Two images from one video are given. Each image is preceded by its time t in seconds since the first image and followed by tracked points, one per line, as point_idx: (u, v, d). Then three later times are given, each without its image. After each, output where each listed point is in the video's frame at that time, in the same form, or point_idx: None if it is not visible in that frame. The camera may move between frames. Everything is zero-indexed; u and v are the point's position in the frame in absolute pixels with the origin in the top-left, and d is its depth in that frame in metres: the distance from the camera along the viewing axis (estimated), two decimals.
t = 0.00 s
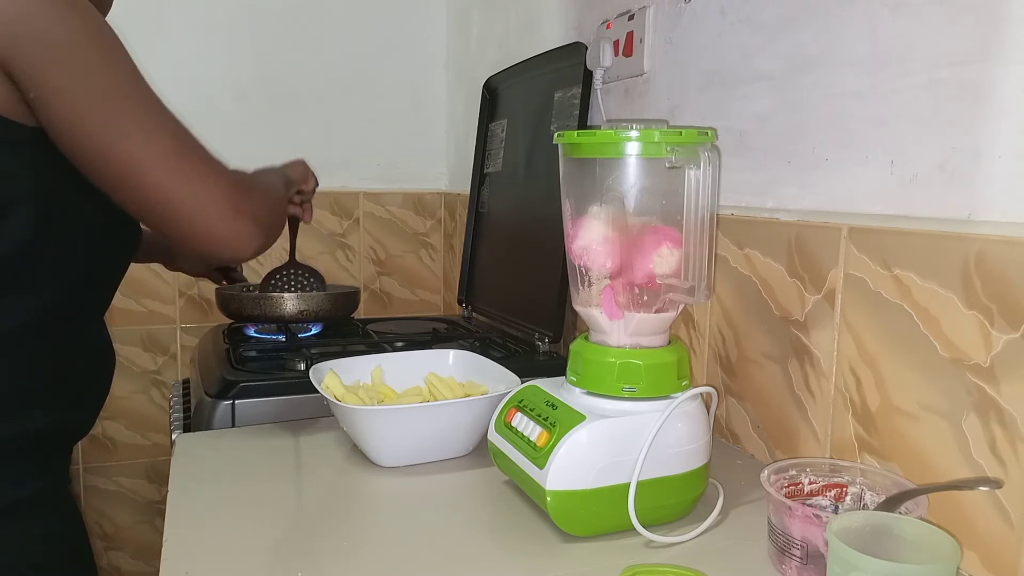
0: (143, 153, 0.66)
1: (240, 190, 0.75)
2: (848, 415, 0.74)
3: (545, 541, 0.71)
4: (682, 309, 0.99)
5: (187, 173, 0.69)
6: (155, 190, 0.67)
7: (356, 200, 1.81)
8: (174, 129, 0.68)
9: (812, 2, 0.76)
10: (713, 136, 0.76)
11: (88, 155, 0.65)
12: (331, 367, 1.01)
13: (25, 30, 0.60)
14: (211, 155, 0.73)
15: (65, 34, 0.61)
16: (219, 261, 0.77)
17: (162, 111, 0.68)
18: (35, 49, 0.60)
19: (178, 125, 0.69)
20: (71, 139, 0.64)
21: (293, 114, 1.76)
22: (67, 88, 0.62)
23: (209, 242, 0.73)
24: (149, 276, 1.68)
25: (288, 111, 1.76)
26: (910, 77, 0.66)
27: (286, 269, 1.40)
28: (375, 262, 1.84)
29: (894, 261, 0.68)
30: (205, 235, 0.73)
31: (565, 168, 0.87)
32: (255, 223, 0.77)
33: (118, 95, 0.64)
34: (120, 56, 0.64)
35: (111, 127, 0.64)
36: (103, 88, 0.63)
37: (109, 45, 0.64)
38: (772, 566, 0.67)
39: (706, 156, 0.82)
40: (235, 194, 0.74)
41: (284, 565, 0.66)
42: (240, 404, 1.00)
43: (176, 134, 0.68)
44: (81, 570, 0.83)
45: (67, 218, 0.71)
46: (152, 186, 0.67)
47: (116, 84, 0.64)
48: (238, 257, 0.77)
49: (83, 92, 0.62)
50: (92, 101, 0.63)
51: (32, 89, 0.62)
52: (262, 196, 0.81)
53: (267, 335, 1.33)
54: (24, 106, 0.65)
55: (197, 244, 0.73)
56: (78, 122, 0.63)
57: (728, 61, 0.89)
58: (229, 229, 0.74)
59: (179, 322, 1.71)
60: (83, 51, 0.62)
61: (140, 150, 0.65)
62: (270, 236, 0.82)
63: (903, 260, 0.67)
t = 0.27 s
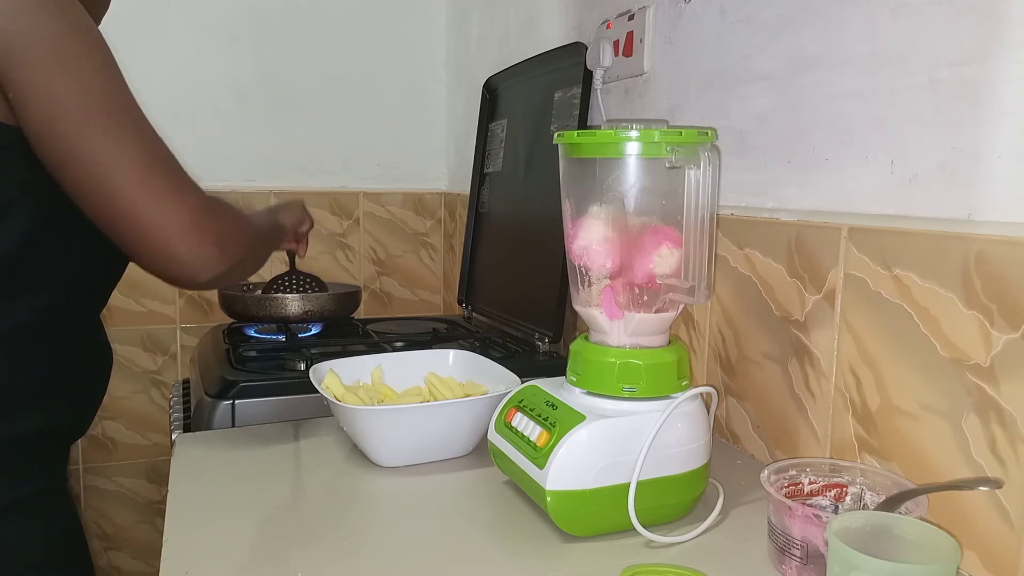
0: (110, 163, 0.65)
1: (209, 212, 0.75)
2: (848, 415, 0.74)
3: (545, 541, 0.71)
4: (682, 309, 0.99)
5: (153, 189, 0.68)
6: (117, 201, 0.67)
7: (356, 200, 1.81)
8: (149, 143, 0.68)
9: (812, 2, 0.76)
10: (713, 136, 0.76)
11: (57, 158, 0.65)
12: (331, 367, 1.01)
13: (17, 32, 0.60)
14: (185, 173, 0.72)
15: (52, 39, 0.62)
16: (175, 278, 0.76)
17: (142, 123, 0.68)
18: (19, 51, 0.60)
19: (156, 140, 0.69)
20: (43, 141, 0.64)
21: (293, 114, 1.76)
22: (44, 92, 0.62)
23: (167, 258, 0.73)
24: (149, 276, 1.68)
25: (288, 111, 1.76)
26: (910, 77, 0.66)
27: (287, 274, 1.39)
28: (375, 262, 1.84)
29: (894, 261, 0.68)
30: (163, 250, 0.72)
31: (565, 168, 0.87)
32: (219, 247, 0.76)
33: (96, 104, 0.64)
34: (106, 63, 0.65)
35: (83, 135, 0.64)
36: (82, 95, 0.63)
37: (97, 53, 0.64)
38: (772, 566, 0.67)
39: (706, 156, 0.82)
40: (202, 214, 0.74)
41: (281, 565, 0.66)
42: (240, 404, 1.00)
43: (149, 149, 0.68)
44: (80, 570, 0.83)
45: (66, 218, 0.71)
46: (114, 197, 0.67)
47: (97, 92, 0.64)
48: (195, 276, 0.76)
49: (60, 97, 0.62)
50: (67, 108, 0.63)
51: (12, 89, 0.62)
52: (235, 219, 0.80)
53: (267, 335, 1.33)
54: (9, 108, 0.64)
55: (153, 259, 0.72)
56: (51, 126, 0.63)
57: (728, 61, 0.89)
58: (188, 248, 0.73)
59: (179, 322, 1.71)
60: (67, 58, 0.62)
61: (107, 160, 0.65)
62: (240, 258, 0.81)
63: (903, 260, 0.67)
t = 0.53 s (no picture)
0: (105, 169, 0.66)
1: (203, 222, 0.75)
2: (848, 415, 0.74)
3: (545, 541, 0.71)
4: (682, 309, 0.99)
5: (146, 196, 0.69)
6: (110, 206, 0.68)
7: (356, 200, 1.81)
8: (145, 150, 0.68)
9: (811, 2, 0.76)
10: (713, 136, 0.76)
11: (53, 162, 0.66)
12: (331, 367, 1.01)
13: (17, 34, 0.61)
14: (180, 181, 0.73)
15: (52, 41, 0.62)
16: (165, 284, 0.76)
17: (138, 127, 0.68)
18: (19, 54, 0.61)
19: (153, 147, 0.70)
20: (41, 144, 0.65)
21: (293, 113, 1.76)
22: (43, 96, 0.63)
23: (158, 265, 0.73)
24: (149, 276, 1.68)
25: (288, 111, 1.76)
26: (910, 77, 0.66)
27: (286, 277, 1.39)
28: (375, 262, 1.84)
29: (894, 261, 0.68)
30: (155, 257, 0.72)
31: (565, 168, 0.87)
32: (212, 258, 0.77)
33: (93, 109, 0.64)
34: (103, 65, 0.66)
35: (80, 139, 0.64)
36: (79, 100, 0.64)
37: (93, 55, 0.65)
38: (772, 566, 0.67)
39: (706, 156, 0.82)
40: (196, 224, 0.74)
41: (279, 564, 0.66)
42: (240, 404, 1.00)
43: (146, 156, 0.68)
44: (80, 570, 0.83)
45: (63, 219, 0.71)
46: (109, 203, 0.67)
47: (95, 97, 0.65)
48: (185, 284, 0.76)
49: (58, 101, 0.63)
50: (64, 112, 0.63)
51: (12, 92, 0.63)
52: (230, 231, 0.81)
53: (267, 335, 1.33)
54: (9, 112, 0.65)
55: (144, 266, 0.73)
56: (48, 129, 0.64)
57: (728, 61, 0.89)
58: (180, 256, 0.73)
59: (179, 322, 1.71)
60: (67, 62, 0.63)
61: (102, 166, 0.66)
62: (234, 270, 0.82)
63: (904, 260, 0.67)
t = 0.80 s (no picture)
0: (110, 168, 0.66)
1: (210, 221, 0.75)
2: (848, 415, 0.74)
3: (546, 541, 0.71)
4: (682, 309, 0.99)
5: (152, 195, 0.69)
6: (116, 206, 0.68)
7: (356, 200, 1.81)
8: (149, 149, 0.69)
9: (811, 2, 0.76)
10: (713, 136, 0.76)
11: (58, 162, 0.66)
12: (331, 367, 1.01)
13: (21, 32, 0.61)
14: (184, 180, 0.73)
15: (53, 41, 0.62)
16: (173, 284, 0.76)
17: (142, 125, 0.68)
18: (24, 55, 0.62)
19: (156, 146, 0.70)
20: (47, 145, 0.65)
21: (293, 113, 1.76)
22: (48, 96, 0.63)
23: (165, 264, 0.73)
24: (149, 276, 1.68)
25: (288, 111, 1.76)
26: (910, 77, 0.66)
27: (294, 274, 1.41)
28: (375, 262, 1.84)
29: (894, 261, 0.68)
30: (161, 256, 0.72)
31: (565, 168, 0.87)
32: (217, 256, 0.77)
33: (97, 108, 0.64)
34: (106, 64, 0.66)
35: (84, 138, 0.64)
36: (82, 99, 0.64)
37: (96, 54, 0.65)
38: (772, 566, 0.67)
39: (706, 156, 0.82)
40: (201, 222, 0.74)
41: (279, 565, 0.66)
42: (240, 404, 1.00)
43: (150, 155, 0.69)
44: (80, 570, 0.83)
45: (66, 218, 0.71)
46: (114, 202, 0.67)
47: (97, 96, 0.65)
48: (192, 283, 0.76)
49: (63, 101, 0.63)
50: (69, 111, 0.63)
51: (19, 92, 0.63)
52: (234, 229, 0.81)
53: (267, 335, 1.33)
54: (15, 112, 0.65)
55: (150, 265, 0.73)
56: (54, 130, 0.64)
57: (728, 60, 0.89)
58: (186, 255, 0.73)
59: (179, 322, 1.71)
60: (70, 62, 0.63)
61: (108, 165, 0.66)
62: (240, 268, 0.82)
63: (904, 260, 0.67)
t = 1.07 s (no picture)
0: (140, 163, 0.67)
1: (234, 202, 0.77)
2: (848, 415, 0.74)
3: (545, 541, 0.71)
4: (682, 309, 0.99)
5: (182, 184, 0.70)
6: (149, 198, 0.69)
7: (356, 200, 1.81)
8: (171, 139, 0.70)
9: (811, 2, 0.76)
10: (713, 136, 0.76)
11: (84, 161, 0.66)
12: (331, 367, 1.01)
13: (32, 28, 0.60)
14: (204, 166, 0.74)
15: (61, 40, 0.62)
16: (208, 265, 0.78)
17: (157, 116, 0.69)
18: (41, 55, 0.61)
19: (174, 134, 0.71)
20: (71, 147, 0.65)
21: (293, 114, 1.76)
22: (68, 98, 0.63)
23: (200, 248, 0.75)
24: (149, 276, 1.68)
25: (288, 111, 1.76)
26: (910, 77, 0.66)
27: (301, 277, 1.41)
28: (375, 262, 1.84)
29: (893, 261, 0.68)
30: (195, 242, 0.74)
31: (565, 168, 0.87)
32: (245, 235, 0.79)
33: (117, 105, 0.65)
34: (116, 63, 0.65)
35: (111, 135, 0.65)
36: (102, 95, 0.64)
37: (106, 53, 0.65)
38: (772, 566, 0.67)
39: (706, 156, 0.82)
40: (229, 204, 0.76)
41: (281, 565, 0.66)
42: (240, 404, 1.00)
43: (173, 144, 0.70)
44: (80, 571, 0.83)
45: (67, 219, 0.71)
46: (146, 193, 0.69)
47: (115, 91, 0.65)
48: (226, 262, 0.79)
49: (84, 102, 0.63)
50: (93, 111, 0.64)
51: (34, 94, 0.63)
52: (254, 207, 0.83)
53: (267, 335, 1.33)
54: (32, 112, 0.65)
55: (185, 250, 0.75)
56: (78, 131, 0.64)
57: (727, 61, 0.89)
58: (219, 239, 0.76)
59: (179, 322, 1.71)
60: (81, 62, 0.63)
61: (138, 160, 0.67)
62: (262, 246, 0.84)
63: (903, 260, 0.67)
